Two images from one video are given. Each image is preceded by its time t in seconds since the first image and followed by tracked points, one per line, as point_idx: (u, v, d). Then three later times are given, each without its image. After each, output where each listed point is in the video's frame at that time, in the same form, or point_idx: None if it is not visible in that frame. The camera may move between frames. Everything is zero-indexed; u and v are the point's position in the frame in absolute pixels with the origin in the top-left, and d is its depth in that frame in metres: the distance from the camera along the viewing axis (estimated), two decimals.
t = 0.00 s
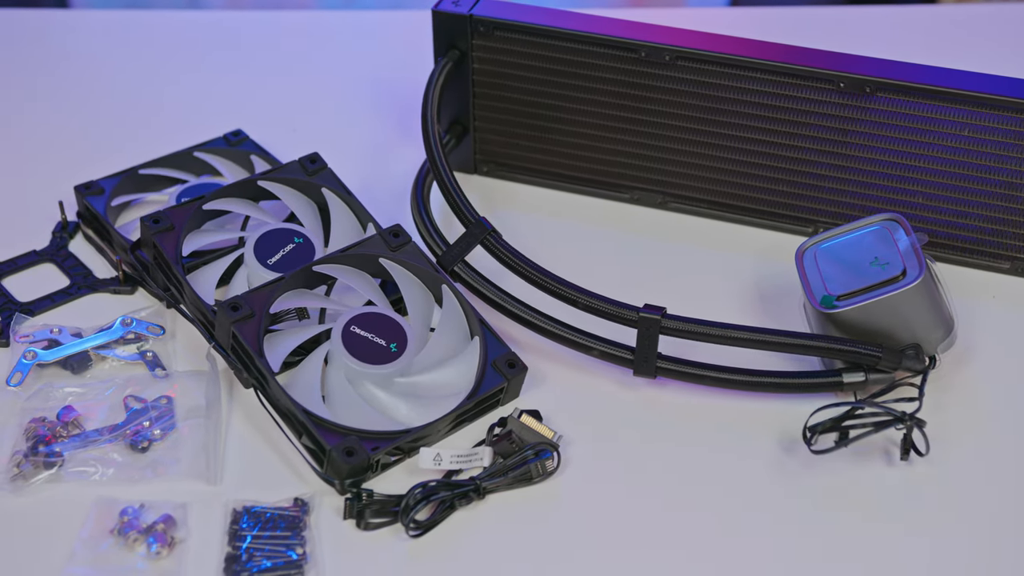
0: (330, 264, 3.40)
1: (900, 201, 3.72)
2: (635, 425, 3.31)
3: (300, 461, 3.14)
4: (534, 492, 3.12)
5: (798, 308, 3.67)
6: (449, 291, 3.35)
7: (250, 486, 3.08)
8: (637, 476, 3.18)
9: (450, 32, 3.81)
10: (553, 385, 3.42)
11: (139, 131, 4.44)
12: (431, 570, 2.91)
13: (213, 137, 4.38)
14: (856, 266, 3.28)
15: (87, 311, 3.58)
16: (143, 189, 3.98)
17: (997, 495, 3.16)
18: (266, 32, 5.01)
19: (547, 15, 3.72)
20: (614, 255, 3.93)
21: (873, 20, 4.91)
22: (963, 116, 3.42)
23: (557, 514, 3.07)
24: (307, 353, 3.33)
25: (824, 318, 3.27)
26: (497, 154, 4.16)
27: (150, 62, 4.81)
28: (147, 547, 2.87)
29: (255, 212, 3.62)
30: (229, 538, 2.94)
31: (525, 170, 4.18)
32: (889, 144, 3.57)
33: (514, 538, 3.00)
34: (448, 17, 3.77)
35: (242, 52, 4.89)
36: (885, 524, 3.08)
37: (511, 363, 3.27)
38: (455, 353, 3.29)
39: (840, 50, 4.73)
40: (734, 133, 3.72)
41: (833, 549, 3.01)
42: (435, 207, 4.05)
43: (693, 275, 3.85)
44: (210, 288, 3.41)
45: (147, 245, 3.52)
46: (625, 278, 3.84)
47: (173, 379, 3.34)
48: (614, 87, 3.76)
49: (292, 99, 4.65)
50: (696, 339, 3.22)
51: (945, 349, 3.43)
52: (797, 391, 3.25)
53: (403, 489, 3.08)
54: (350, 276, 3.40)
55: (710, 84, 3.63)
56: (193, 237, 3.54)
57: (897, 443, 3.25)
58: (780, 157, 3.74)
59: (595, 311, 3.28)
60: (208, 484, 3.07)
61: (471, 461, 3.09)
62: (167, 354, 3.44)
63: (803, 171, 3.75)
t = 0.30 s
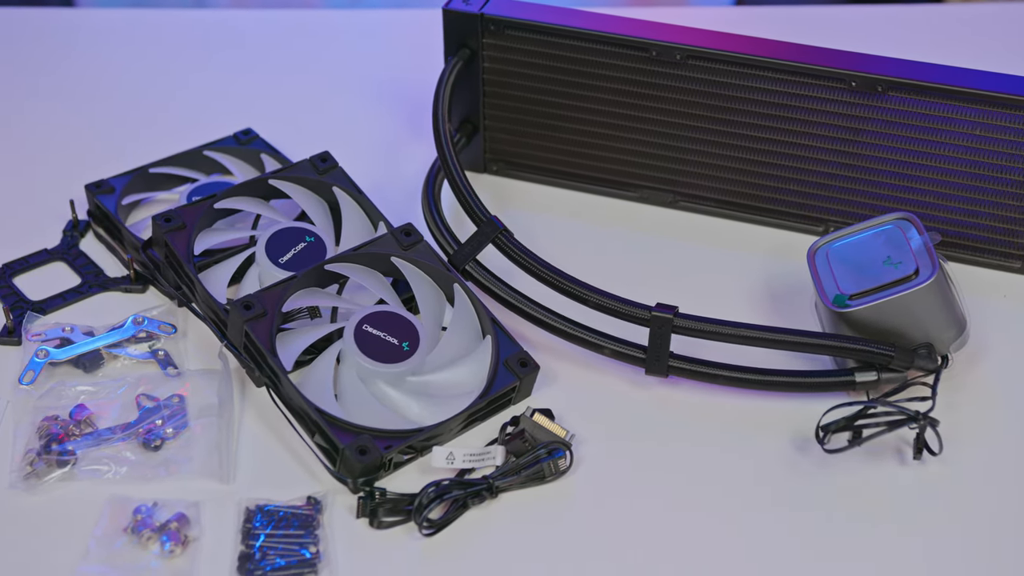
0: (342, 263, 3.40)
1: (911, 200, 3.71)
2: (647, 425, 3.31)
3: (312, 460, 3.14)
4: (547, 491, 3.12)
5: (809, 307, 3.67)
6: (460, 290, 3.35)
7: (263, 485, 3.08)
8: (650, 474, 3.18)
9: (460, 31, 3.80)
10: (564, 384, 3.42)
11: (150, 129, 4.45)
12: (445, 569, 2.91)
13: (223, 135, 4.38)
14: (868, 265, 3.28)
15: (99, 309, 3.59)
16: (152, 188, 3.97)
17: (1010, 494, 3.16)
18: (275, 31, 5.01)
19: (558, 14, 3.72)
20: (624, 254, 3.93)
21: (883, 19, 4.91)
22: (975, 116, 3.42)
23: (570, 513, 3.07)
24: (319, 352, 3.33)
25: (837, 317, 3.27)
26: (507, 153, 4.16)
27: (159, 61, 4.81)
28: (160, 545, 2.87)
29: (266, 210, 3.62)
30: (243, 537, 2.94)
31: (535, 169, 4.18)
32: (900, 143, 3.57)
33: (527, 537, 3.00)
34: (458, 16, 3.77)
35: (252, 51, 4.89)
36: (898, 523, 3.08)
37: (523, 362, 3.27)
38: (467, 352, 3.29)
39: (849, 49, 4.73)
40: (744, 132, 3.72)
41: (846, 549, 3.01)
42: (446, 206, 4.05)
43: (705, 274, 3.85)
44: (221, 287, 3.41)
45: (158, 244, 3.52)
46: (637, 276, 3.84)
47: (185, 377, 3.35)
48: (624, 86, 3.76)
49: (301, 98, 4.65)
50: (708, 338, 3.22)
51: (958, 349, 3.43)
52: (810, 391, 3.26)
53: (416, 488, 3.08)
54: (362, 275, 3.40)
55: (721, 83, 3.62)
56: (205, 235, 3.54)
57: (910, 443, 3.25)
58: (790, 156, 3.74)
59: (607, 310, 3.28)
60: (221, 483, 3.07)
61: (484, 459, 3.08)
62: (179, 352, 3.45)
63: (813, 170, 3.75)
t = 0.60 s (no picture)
0: (355, 261, 3.40)
1: (925, 200, 3.71)
2: (660, 424, 3.31)
3: (326, 458, 3.15)
4: (561, 490, 3.12)
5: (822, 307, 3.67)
6: (474, 289, 3.35)
7: (277, 483, 3.08)
8: (664, 473, 3.18)
9: (472, 30, 3.80)
10: (578, 383, 3.42)
11: (161, 128, 4.45)
12: (459, 568, 2.91)
13: (235, 134, 4.39)
14: (882, 265, 3.27)
15: (112, 308, 3.59)
16: (164, 186, 3.97)
17: None
18: (285, 29, 5.01)
19: (570, 13, 3.71)
20: (636, 253, 3.93)
21: (894, 19, 4.91)
22: (990, 115, 3.41)
23: (584, 513, 3.07)
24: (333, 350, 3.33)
25: (851, 317, 3.27)
26: (519, 151, 4.16)
27: (171, 59, 4.81)
28: (175, 543, 2.88)
29: (278, 209, 3.62)
30: (257, 535, 2.94)
31: (547, 168, 4.18)
32: (914, 142, 3.56)
33: (541, 536, 3.00)
34: (471, 15, 3.76)
35: (262, 49, 4.89)
36: (912, 523, 3.08)
37: (537, 361, 3.27)
38: (480, 351, 3.29)
39: (861, 48, 4.73)
40: (757, 131, 3.71)
41: (861, 548, 3.01)
42: (458, 205, 4.05)
43: (717, 273, 3.85)
44: (235, 285, 3.41)
45: (172, 242, 3.52)
46: (649, 276, 3.84)
47: (199, 376, 3.35)
48: (637, 85, 3.75)
49: (312, 96, 4.65)
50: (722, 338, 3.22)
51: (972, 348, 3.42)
52: (823, 390, 3.25)
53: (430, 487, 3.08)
54: (376, 273, 3.41)
55: (734, 82, 3.61)
56: (218, 234, 3.54)
57: (924, 442, 3.24)
58: (803, 155, 3.73)
59: (620, 309, 3.28)
60: (235, 481, 3.08)
61: (498, 458, 3.07)
62: (192, 351, 3.45)
63: (826, 169, 3.75)
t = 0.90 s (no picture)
0: (367, 260, 3.40)
1: (936, 199, 3.71)
2: (673, 423, 3.31)
3: (339, 456, 3.15)
4: (574, 489, 3.12)
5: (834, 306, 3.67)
6: (486, 288, 3.35)
7: (290, 482, 3.08)
8: (676, 473, 3.18)
9: (482, 28, 3.79)
10: (590, 382, 3.42)
11: (172, 126, 4.45)
12: (473, 567, 2.91)
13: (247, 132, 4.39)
14: (895, 264, 3.27)
15: (123, 306, 3.59)
16: (174, 185, 3.96)
17: None
18: (294, 28, 5.01)
19: (581, 12, 3.70)
20: (647, 252, 3.93)
21: (903, 19, 4.92)
22: (1002, 115, 3.40)
23: (598, 512, 3.07)
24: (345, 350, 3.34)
25: (863, 316, 3.27)
26: (529, 150, 4.16)
27: (181, 58, 4.81)
28: (189, 542, 2.88)
29: (290, 208, 3.62)
30: (270, 534, 2.93)
31: (557, 167, 4.18)
32: (926, 141, 3.55)
33: (555, 534, 3.00)
34: (481, 14, 3.75)
35: (272, 48, 4.90)
36: (926, 522, 3.07)
37: (549, 360, 3.27)
38: (492, 350, 3.29)
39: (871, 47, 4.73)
40: (768, 130, 3.71)
41: (874, 547, 3.01)
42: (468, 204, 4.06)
43: (728, 273, 3.85)
44: (246, 284, 3.41)
45: (183, 240, 3.52)
46: (660, 275, 3.84)
47: (210, 375, 3.35)
48: (647, 84, 3.74)
49: (323, 95, 4.65)
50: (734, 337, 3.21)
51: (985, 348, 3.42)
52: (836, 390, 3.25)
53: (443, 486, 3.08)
54: (387, 272, 3.40)
55: (745, 81, 3.60)
56: (229, 233, 3.54)
57: (937, 442, 3.24)
58: (814, 154, 3.73)
59: (633, 308, 3.27)
60: (248, 479, 3.08)
61: (511, 457, 3.07)
62: (203, 349, 3.45)
63: (837, 168, 3.75)
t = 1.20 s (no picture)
0: (379, 259, 3.40)
1: (948, 199, 3.70)
2: (685, 422, 3.31)
3: (352, 455, 3.15)
4: (587, 488, 3.12)
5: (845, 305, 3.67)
6: (498, 288, 3.35)
7: (302, 481, 3.08)
8: (689, 472, 3.17)
9: (492, 27, 3.77)
10: (602, 382, 3.42)
11: (182, 126, 4.45)
12: (486, 565, 2.91)
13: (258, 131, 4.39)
14: (907, 264, 3.27)
15: (135, 305, 3.59)
16: (185, 184, 3.96)
17: None
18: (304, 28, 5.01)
19: (592, 12, 3.69)
20: (658, 251, 3.93)
21: (911, 19, 4.92)
22: (1015, 114, 3.39)
23: (611, 510, 3.07)
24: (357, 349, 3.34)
25: (875, 315, 3.27)
26: (539, 150, 4.16)
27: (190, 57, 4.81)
28: (202, 540, 2.88)
29: (301, 207, 3.62)
30: (284, 533, 2.93)
31: (567, 166, 4.18)
32: (938, 140, 3.55)
33: (568, 534, 3.00)
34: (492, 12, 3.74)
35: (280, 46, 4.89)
36: (939, 522, 3.07)
37: (561, 360, 3.26)
38: (504, 349, 3.29)
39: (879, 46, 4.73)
40: (779, 129, 3.71)
41: (887, 546, 3.01)
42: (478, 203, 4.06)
43: (739, 272, 3.85)
44: (258, 283, 3.41)
45: (194, 239, 3.52)
46: (671, 274, 3.84)
47: (222, 373, 3.35)
48: (658, 84, 3.74)
49: (332, 94, 4.66)
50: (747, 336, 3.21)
51: (997, 347, 3.42)
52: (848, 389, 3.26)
53: (456, 485, 3.08)
54: (399, 271, 3.40)
55: (756, 80, 3.60)
56: (240, 231, 3.54)
57: (950, 441, 3.24)
58: (825, 154, 3.72)
59: (645, 307, 3.27)
60: (260, 478, 3.08)
61: (523, 457, 3.07)
62: (215, 348, 3.45)
63: (847, 167, 3.74)
